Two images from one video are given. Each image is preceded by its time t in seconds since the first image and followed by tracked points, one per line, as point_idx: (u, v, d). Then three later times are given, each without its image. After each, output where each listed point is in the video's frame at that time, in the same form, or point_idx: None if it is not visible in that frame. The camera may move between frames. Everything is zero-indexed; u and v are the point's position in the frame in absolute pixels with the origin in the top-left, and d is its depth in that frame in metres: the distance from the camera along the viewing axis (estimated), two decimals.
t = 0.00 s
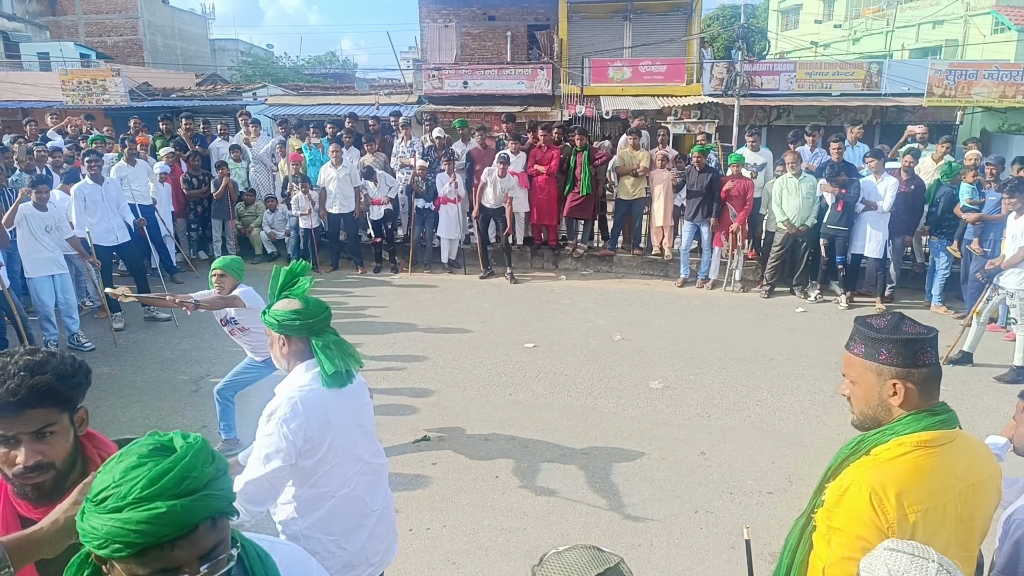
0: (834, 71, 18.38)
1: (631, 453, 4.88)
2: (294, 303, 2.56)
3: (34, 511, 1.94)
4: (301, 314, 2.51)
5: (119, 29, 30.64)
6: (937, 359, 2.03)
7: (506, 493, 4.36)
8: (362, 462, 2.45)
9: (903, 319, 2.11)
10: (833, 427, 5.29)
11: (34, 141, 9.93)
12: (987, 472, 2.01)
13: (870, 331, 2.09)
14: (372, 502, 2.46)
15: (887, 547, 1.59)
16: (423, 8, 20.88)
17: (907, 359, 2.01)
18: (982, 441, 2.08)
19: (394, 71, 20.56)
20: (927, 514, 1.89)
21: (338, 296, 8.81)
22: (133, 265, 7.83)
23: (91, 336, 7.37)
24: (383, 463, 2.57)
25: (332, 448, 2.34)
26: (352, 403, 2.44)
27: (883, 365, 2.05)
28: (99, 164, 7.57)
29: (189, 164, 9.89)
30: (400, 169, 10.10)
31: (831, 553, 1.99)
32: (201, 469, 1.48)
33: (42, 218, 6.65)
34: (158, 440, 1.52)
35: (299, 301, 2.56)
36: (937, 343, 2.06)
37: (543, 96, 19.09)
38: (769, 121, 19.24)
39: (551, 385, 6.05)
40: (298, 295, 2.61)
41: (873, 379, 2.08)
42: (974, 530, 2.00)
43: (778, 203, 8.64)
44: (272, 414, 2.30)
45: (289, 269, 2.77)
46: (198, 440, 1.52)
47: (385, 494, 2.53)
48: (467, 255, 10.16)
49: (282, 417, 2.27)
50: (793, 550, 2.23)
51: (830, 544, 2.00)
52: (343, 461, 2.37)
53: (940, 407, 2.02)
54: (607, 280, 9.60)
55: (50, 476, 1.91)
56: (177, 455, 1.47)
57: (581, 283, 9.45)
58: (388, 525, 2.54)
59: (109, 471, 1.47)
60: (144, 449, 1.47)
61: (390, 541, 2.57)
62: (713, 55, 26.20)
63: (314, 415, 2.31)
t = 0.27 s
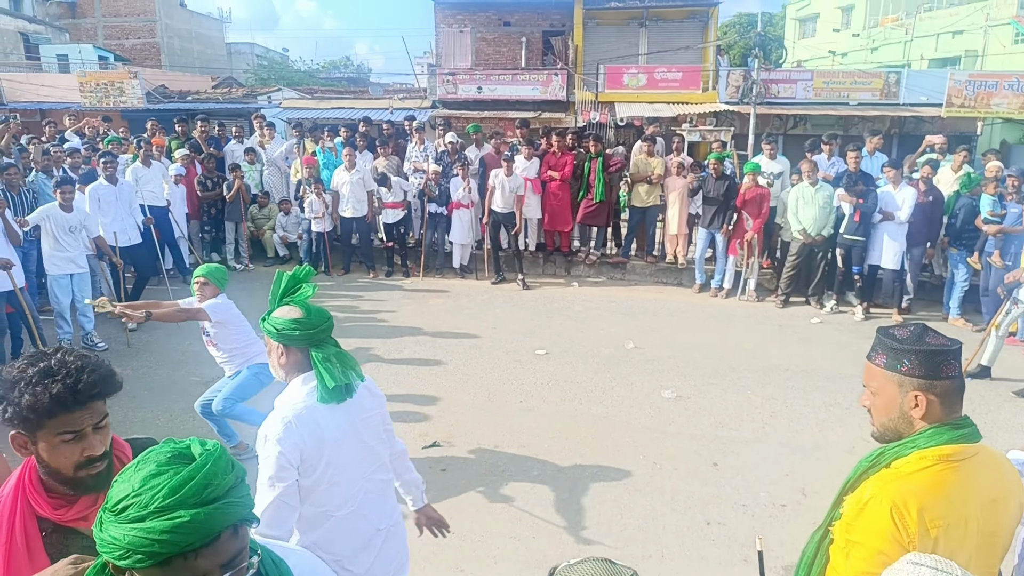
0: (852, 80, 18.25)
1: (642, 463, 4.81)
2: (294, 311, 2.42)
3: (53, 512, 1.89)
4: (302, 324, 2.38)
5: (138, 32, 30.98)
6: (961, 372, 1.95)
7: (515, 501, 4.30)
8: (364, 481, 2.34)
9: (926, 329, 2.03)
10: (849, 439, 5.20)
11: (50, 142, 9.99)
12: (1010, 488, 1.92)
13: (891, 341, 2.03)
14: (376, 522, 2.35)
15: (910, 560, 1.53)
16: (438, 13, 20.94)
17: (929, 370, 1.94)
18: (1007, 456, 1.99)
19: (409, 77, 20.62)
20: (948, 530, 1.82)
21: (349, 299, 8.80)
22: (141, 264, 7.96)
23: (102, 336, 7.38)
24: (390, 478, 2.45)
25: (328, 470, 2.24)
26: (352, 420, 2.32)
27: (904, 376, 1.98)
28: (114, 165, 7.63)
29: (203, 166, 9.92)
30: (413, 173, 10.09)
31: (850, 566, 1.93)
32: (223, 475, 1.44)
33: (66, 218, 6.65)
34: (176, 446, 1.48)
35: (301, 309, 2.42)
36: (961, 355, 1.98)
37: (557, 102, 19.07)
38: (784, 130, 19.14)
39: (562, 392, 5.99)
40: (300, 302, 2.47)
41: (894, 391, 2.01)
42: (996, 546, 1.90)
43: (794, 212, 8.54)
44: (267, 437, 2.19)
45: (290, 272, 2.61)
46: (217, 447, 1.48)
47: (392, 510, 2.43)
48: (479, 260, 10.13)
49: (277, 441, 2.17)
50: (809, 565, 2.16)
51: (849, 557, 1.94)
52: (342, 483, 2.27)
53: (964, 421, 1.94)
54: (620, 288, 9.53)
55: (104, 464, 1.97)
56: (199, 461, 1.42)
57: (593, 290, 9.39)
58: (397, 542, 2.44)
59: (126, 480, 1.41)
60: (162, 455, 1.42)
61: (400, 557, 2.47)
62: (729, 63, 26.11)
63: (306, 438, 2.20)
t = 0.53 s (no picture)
0: (869, 93, 18.15)
1: (655, 476, 4.78)
2: (320, 323, 2.43)
3: (87, 510, 1.96)
4: (324, 335, 2.36)
5: (160, 44, 31.51)
6: (977, 387, 1.92)
7: (527, 513, 4.29)
8: (381, 500, 2.27)
9: (941, 343, 2.01)
10: (866, 454, 5.13)
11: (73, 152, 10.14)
12: None
13: (907, 355, 2.01)
14: (391, 544, 2.26)
15: None
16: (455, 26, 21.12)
17: (942, 385, 1.92)
18: None
19: (425, 89, 20.78)
20: (965, 546, 1.80)
21: (364, 309, 8.86)
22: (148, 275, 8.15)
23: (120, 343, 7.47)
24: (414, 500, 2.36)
25: (340, 486, 2.21)
26: (371, 437, 2.28)
27: (918, 391, 1.96)
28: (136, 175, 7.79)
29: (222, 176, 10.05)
30: (429, 184, 10.15)
31: None
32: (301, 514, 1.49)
33: (94, 228, 6.77)
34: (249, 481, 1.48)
35: (327, 322, 2.41)
36: (977, 370, 1.96)
37: (572, 114, 19.12)
38: (801, 143, 19.04)
39: (576, 405, 5.97)
40: (325, 312, 2.46)
41: (908, 405, 1.99)
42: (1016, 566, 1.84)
43: (810, 225, 8.49)
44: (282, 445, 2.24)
45: (323, 282, 2.61)
46: (293, 487, 1.50)
47: (412, 534, 2.32)
48: (494, 271, 10.15)
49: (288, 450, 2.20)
50: None
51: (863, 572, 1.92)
52: (354, 500, 2.22)
53: (982, 436, 1.91)
54: (634, 300, 9.50)
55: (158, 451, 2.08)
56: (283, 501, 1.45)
57: (608, 302, 9.37)
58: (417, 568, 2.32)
59: (201, 521, 1.41)
60: (242, 496, 1.43)
61: None
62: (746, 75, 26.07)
63: (319, 452, 2.20)
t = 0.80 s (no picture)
0: (881, 98, 18.08)
1: (663, 480, 4.77)
2: (366, 324, 2.35)
3: (127, 483, 2.06)
4: (368, 337, 2.28)
5: (174, 46, 31.77)
6: (988, 394, 1.92)
7: (535, 515, 4.29)
8: (402, 511, 2.19)
9: (953, 349, 2.01)
10: (875, 460, 5.11)
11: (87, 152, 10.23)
12: None
13: (917, 360, 2.01)
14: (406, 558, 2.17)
15: None
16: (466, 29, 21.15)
17: (953, 391, 1.92)
18: None
19: (436, 91, 20.84)
20: (975, 552, 1.78)
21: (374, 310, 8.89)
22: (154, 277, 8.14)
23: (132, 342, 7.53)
24: (439, 518, 2.26)
25: (360, 489, 2.17)
26: (398, 445, 2.20)
27: (928, 396, 1.95)
28: (149, 174, 7.84)
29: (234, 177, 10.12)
30: (438, 186, 10.18)
31: None
32: None
33: (106, 225, 6.87)
34: (354, 538, 1.35)
35: (373, 323, 2.33)
36: (989, 376, 1.95)
37: (582, 117, 19.13)
38: (812, 147, 18.97)
39: (584, 407, 5.97)
40: (373, 313, 2.37)
41: (918, 410, 1.98)
42: None
43: (820, 230, 8.46)
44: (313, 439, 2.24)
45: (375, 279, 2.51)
46: (399, 546, 1.38)
47: (433, 553, 2.22)
48: (503, 274, 10.16)
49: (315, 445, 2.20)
50: None
51: None
52: (373, 505, 2.17)
53: (993, 442, 1.90)
54: (643, 303, 9.49)
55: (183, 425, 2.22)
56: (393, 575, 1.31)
57: (616, 305, 9.36)
58: None
59: None
60: (351, 555, 1.31)
61: None
62: (757, 79, 26.02)
63: (343, 452, 2.17)
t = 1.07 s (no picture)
0: (897, 95, 17.95)
1: (676, 477, 4.79)
2: (442, 323, 2.35)
3: (158, 454, 2.14)
4: (445, 338, 2.29)
5: (191, 44, 32.06)
6: (1006, 391, 1.92)
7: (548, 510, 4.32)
8: (458, 513, 2.25)
9: (970, 346, 2.01)
10: (889, 459, 5.10)
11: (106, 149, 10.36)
12: None
13: (933, 358, 2.02)
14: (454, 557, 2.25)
15: None
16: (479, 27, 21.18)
17: (969, 388, 1.93)
18: None
19: (449, 89, 20.90)
20: (993, 551, 1.77)
21: (388, 306, 8.96)
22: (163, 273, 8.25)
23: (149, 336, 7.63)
24: (492, 526, 2.30)
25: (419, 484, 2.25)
26: (463, 451, 2.24)
27: (945, 394, 1.97)
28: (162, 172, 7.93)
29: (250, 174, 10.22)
30: (452, 184, 10.23)
31: None
32: None
33: (115, 222, 6.96)
34: (414, 541, 1.47)
35: (449, 322, 2.33)
36: (1007, 373, 1.95)
37: (595, 115, 19.12)
38: (827, 145, 18.85)
39: (597, 404, 6.00)
40: (449, 313, 2.38)
41: (935, 407, 2.00)
42: None
43: (835, 228, 8.43)
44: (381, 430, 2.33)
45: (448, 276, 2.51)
46: (456, 550, 1.49)
47: (480, 558, 2.27)
48: (516, 271, 10.20)
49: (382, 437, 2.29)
50: None
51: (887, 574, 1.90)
52: (429, 502, 2.24)
53: (1011, 440, 1.90)
54: (656, 301, 9.49)
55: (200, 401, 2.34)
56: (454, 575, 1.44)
57: (629, 302, 9.37)
58: None
59: None
60: (415, 559, 1.42)
61: None
62: (771, 76, 25.87)
63: (411, 446, 2.24)
